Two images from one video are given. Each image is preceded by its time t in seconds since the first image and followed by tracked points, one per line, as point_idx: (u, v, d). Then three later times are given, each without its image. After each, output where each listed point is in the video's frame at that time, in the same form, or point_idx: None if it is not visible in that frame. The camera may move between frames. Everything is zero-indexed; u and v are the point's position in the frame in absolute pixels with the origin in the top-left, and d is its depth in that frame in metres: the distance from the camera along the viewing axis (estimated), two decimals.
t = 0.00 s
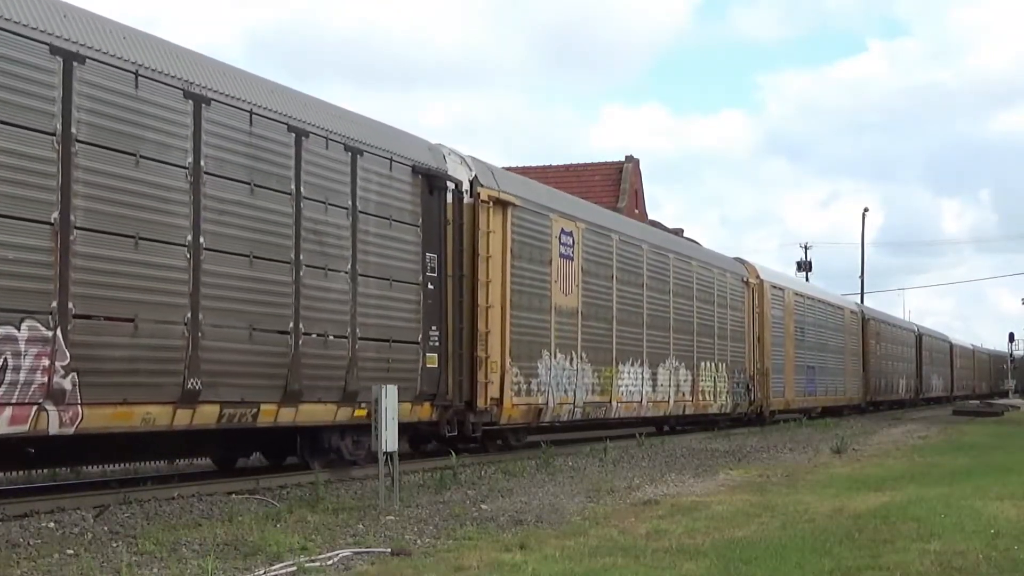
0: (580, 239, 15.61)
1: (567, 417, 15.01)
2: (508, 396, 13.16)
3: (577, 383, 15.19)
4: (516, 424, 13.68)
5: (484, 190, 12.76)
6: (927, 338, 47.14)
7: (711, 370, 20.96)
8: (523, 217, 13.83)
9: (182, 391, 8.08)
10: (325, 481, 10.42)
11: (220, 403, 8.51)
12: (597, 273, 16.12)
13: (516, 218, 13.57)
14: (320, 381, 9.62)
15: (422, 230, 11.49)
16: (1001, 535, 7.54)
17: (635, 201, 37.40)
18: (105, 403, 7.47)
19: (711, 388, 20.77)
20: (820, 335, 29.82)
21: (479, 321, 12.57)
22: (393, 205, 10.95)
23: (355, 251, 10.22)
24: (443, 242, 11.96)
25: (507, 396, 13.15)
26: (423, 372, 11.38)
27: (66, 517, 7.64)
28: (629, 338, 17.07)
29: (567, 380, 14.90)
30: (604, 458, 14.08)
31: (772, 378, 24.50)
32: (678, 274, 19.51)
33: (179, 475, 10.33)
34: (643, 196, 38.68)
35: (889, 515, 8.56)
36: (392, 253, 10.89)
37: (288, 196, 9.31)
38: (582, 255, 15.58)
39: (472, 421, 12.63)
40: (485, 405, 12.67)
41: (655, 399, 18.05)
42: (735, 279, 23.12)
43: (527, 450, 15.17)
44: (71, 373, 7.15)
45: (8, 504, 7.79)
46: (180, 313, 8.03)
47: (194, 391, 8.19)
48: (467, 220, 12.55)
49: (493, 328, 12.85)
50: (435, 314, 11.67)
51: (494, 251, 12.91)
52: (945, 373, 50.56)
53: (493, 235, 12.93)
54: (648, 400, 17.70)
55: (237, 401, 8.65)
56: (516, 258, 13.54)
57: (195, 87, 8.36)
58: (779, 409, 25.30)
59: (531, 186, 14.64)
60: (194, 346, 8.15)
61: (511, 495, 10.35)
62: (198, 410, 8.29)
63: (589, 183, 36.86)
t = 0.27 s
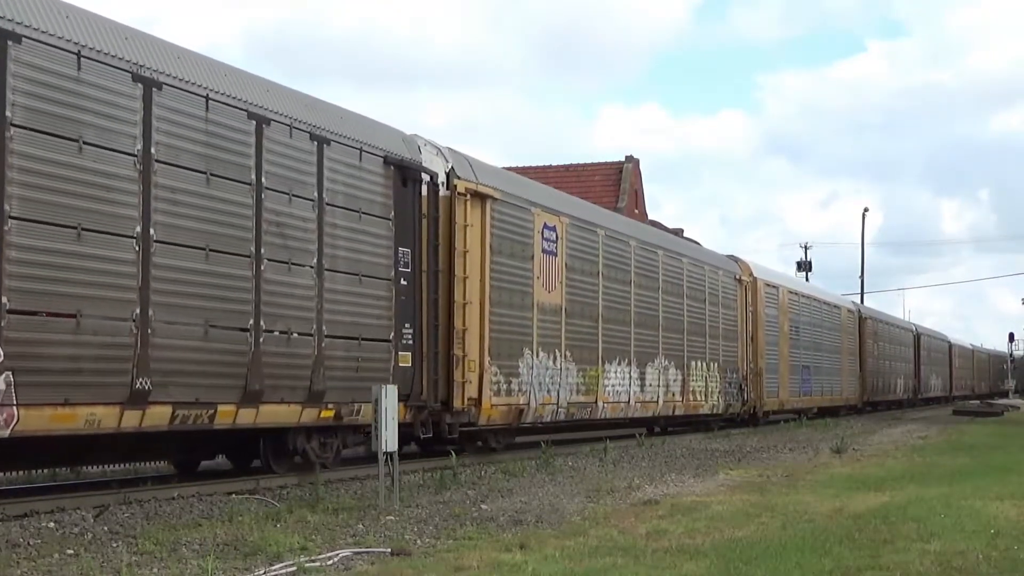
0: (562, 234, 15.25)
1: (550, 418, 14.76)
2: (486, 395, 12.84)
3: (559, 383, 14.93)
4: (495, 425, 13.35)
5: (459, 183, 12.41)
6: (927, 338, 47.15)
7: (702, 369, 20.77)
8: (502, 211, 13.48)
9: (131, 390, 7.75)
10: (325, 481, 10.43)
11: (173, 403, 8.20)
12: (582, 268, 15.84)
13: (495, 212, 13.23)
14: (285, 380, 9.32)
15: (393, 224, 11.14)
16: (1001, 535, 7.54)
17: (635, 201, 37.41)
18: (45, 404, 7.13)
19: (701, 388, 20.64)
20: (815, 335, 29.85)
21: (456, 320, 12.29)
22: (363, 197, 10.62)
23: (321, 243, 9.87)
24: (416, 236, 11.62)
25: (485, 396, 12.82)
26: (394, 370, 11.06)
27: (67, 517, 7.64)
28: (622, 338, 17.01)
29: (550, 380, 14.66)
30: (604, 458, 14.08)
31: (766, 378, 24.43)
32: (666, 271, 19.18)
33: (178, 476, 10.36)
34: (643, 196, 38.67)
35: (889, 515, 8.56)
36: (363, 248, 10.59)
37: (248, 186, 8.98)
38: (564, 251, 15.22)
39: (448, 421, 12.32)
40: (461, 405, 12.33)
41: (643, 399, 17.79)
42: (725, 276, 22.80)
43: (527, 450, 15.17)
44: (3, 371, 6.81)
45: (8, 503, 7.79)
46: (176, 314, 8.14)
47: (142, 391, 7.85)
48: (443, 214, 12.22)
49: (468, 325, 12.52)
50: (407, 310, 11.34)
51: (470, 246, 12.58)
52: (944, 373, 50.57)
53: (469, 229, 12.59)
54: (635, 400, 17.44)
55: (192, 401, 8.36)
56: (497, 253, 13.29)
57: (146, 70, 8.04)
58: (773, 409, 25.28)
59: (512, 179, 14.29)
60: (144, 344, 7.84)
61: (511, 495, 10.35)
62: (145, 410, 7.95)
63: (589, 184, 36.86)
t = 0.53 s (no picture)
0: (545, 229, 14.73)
1: (531, 419, 14.21)
2: (463, 395, 12.36)
3: (542, 383, 14.42)
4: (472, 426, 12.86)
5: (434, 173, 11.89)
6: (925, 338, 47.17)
7: (693, 369, 20.46)
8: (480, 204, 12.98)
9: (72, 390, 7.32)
10: (325, 481, 10.43)
11: (121, 404, 7.78)
12: (566, 265, 15.38)
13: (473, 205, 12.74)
14: (243, 378, 8.90)
15: (363, 217, 10.71)
16: (1001, 535, 7.54)
17: (635, 201, 37.41)
18: None
19: (691, 388, 20.22)
20: (811, 334, 29.85)
21: (430, 316, 11.79)
22: (330, 188, 10.18)
23: (285, 237, 9.47)
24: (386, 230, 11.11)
25: (462, 395, 12.34)
26: (364, 369, 10.58)
27: (66, 517, 7.64)
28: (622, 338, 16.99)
29: (532, 379, 14.11)
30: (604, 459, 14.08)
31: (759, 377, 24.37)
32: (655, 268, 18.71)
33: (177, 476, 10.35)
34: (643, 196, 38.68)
35: (889, 515, 8.56)
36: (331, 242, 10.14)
37: (203, 175, 8.58)
38: (547, 246, 14.71)
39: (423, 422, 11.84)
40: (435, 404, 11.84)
41: (631, 400, 17.36)
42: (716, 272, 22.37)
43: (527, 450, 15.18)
44: None
45: (8, 503, 7.80)
46: (175, 314, 8.18)
47: (84, 391, 7.42)
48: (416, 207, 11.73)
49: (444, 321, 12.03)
50: (378, 306, 10.86)
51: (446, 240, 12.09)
52: (943, 373, 50.58)
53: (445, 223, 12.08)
54: (623, 400, 17.01)
55: (142, 402, 7.96)
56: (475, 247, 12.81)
57: (91, 53, 7.64)
58: (766, 409, 25.22)
59: (491, 171, 13.78)
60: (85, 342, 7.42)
61: (511, 495, 10.35)
62: (89, 411, 7.52)
63: (588, 184, 36.87)
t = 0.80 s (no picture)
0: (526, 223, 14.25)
1: (512, 419, 13.81)
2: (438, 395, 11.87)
3: (524, 383, 14.00)
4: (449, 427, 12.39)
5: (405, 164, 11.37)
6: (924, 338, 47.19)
7: (682, 368, 20.23)
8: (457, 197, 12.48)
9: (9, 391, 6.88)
10: (325, 481, 10.44)
11: (62, 404, 7.31)
12: (548, 261, 14.92)
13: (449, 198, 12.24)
14: (198, 379, 8.39)
15: (331, 208, 10.14)
16: (1001, 535, 7.54)
17: (635, 201, 37.40)
18: None
19: (681, 387, 20.05)
20: (807, 334, 29.87)
21: (404, 313, 11.23)
22: (295, 178, 9.65)
23: (244, 230, 8.94)
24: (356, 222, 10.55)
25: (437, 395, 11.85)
26: (333, 369, 10.05)
27: (67, 517, 7.64)
28: (615, 337, 16.97)
29: (513, 379, 13.68)
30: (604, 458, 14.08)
31: (752, 377, 24.38)
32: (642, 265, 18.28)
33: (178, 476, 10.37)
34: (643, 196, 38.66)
35: (889, 515, 8.56)
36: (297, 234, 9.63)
37: (154, 163, 8.07)
38: (528, 240, 14.25)
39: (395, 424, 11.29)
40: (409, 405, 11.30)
41: (619, 400, 17.01)
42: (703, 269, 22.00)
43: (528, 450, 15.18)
44: None
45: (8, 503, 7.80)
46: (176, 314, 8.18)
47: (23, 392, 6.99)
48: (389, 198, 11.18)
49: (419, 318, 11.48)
50: (347, 302, 10.31)
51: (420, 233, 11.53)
52: (942, 373, 50.60)
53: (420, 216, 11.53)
54: (610, 400, 16.63)
55: (85, 403, 7.48)
56: (450, 241, 12.30)
57: (28, 31, 7.13)
58: (760, 409, 25.18)
59: (469, 163, 13.28)
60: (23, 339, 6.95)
61: (511, 495, 10.35)
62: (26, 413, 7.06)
63: (588, 184, 36.86)
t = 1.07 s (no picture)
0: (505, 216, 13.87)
1: (490, 420, 13.44)
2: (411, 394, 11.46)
3: (504, 383, 13.63)
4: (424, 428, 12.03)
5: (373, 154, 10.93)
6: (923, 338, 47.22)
7: (671, 367, 20.10)
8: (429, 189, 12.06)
9: None
10: (325, 481, 10.44)
11: None
12: (530, 256, 14.58)
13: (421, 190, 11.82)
14: (148, 378, 7.97)
15: (292, 199, 9.71)
16: (1001, 535, 7.54)
17: (635, 201, 37.40)
18: None
19: (670, 387, 19.96)
20: (802, 333, 29.89)
21: (373, 310, 10.78)
22: (255, 168, 9.22)
23: (200, 221, 8.53)
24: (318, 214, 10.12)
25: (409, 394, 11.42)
26: (295, 367, 9.62)
27: (66, 517, 7.64)
28: (604, 336, 16.90)
29: (492, 378, 13.33)
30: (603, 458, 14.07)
31: (744, 377, 24.40)
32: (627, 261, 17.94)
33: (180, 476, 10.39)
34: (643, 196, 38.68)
35: (889, 515, 8.56)
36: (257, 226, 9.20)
37: (100, 150, 7.63)
38: (506, 234, 13.87)
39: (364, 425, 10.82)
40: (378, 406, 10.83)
41: (604, 401, 16.79)
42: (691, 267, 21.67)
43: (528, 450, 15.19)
44: None
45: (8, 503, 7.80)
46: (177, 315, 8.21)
47: None
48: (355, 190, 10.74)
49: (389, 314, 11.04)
50: (310, 297, 9.88)
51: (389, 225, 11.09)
52: (941, 373, 50.63)
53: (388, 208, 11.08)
54: (596, 401, 16.38)
55: (20, 404, 7.00)
56: (424, 235, 11.86)
57: None
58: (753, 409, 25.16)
59: (443, 155, 12.87)
60: None
61: (511, 495, 10.35)
62: None
63: (588, 184, 36.88)
